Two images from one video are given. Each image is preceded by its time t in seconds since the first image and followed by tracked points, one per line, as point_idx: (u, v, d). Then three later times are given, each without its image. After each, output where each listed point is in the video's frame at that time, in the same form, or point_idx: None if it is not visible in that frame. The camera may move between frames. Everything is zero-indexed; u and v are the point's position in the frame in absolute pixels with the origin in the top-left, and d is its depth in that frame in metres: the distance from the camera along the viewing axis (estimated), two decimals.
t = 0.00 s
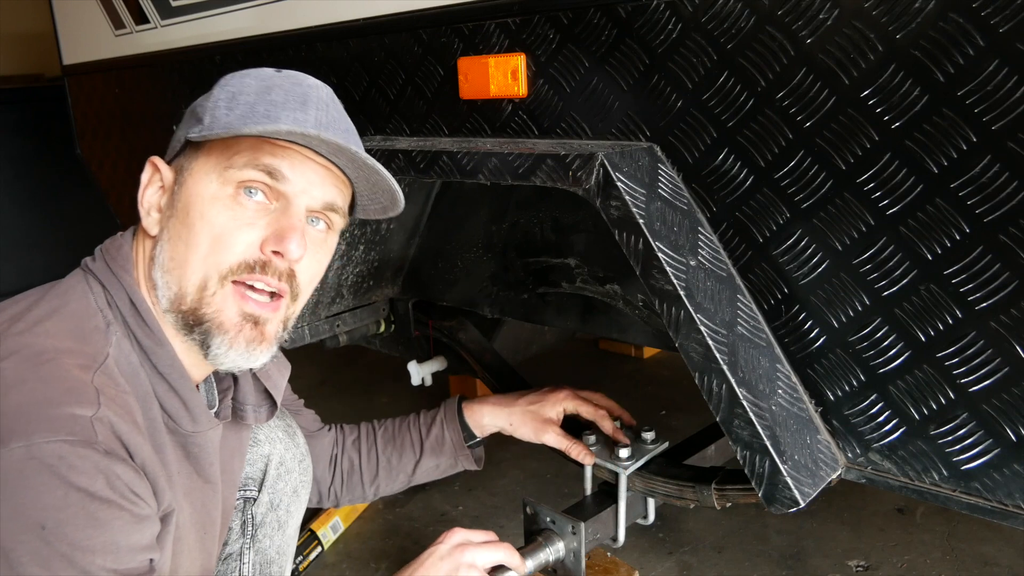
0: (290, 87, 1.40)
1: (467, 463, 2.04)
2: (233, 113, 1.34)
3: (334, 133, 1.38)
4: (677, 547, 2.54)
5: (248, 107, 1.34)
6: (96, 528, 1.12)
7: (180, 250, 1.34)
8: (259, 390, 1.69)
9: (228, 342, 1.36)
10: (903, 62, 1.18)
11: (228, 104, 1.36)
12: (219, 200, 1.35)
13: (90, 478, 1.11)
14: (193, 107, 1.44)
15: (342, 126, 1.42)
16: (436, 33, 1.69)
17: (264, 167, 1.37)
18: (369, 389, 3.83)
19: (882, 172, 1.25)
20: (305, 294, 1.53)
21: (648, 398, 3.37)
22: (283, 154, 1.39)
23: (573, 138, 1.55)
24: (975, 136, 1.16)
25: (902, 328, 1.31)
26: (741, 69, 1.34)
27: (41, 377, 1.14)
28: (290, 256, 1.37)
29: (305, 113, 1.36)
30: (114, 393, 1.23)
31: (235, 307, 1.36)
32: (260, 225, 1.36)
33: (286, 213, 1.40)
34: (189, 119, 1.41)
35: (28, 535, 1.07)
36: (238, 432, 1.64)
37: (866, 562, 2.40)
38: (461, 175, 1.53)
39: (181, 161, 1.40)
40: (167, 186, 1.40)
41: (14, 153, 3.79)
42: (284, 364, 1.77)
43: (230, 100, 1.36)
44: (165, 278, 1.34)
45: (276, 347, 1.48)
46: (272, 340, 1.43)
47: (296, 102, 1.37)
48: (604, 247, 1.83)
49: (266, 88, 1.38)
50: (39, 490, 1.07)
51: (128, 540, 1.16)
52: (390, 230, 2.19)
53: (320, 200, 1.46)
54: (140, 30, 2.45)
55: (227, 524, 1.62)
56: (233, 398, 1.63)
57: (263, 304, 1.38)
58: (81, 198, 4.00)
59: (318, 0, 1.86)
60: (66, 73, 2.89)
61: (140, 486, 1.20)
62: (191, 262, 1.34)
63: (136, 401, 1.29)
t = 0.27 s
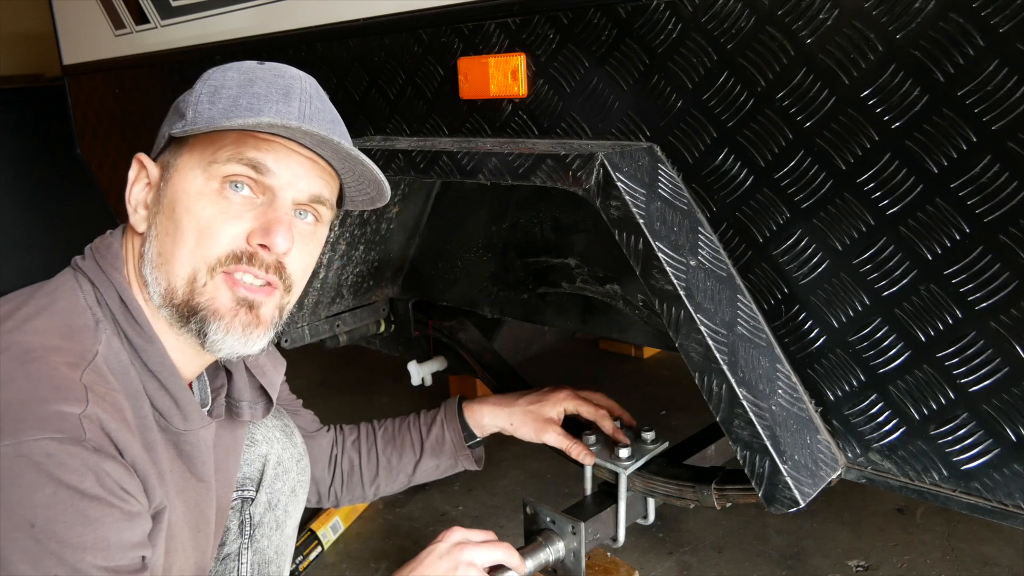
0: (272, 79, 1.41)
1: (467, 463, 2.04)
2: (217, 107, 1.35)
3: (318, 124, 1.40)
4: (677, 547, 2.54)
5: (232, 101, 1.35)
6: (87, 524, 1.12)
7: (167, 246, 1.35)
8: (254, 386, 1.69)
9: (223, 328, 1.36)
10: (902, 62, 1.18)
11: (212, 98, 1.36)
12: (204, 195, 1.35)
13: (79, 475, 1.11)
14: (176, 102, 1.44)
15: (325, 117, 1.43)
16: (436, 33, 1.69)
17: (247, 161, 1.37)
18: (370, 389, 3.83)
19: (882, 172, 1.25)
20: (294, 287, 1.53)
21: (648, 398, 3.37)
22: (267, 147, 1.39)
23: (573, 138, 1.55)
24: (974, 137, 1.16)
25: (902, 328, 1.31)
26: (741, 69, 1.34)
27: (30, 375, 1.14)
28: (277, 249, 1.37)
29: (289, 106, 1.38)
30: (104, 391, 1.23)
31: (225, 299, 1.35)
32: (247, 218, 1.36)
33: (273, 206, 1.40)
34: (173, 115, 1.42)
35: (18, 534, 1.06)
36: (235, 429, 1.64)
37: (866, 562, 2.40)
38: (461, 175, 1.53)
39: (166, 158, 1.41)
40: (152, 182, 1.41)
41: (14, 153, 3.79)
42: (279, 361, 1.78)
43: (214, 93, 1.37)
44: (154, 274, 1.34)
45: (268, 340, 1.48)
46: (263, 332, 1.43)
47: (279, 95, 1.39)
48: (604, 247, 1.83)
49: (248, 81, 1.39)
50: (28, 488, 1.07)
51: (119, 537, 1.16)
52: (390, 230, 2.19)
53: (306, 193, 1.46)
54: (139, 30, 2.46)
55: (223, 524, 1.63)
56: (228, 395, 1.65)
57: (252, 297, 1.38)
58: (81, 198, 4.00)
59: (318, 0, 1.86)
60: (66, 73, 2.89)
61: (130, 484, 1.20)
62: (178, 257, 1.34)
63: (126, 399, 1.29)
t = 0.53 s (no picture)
0: (271, 78, 1.40)
1: (468, 465, 2.04)
2: (216, 106, 1.35)
3: (318, 124, 1.40)
4: (677, 547, 2.54)
5: (232, 100, 1.35)
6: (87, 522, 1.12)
7: (169, 245, 1.35)
8: (256, 385, 1.69)
9: (228, 326, 1.37)
10: (903, 62, 1.18)
11: (212, 97, 1.36)
12: (205, 194, 1.35)
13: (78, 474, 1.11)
14: (176, 102, 1.44)
15: (325, 116, 1.43)
16: (435, 33, 1.70)
17: (248, 160, 1.37)
18: (369, 389, 3.83)
19: (882, 172, 1.25)
20: (296, 285, 1.53)
21: (648, 398, 3.37)
22: (268, 146, 1.39)
23: (573, 138, 1.55)
24: (975, 137, 1.16)
25: (902, 328, 1.31)
26: (741, 69, 1.34)
27: (29, 374, 1.14)
28: (278, 248, 1.37)
29: (289, 105, 1.38)
30: (104, 390, 1.23)
31: (227, 299, 1.36)
32: (248, 217, 1.36)
33: (274, 205, 1.40)
34: (173, 115, 1.42)
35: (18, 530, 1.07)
36: (234, 427, 1.64)
37: (866, 562, 2.40)
38: (461, 175, 1.53)
39: (166, 157, 1.41)
40: (153, 182, 1.41)
41: (14, 153, 3.79)
42: (280, 359, 1.78)
43: (213, 93, 1.37)
44: (156, 273, 1.34)
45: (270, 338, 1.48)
46: (265, 330, 1.44)
47: (279, 94, 1.38)
48: (604, 247, 1.83)
49: (248, 81, 1.39)
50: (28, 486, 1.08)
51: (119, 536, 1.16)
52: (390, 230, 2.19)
53: (307, 191, 1.46)
54: (140, 30, 2.46)
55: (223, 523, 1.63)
56: (228, 394, 1.64)
57: (254, 297, 1.39)
58: (81, 198, 4.00)
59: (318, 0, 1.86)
60: (66, 73, 2.89)
61: (130, 483, 1.20)
62: (180, 256, 1.34)
63: (125, 398, 1.29)
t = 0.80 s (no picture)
0: (269, 77, 1.40)
1: (466, 468, 2.05)
2: (214, 105, 1.35)
3: (316, 121, 1.40)
4: (677, 547, 2.54)
5: (229, 98, 1.35)
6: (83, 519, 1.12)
7: (169, 245, 1.35)
8: (257, 384, 1.69)
9: (229, 325, 1.36)
10: (903, 62, 1.18)
11: (209, 96, 1.36)
12: (204, 193, 1.35)
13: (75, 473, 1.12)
14: (175, 101, 1.44)
15: (324, 114, 1.43)
16: (436, 33, 1.70)
17: (247, 158, 1.37)
18: (370, 389, 3.83)
19: (882, 172, 1.25)
20: (295, 282, 1.53)
21: (648, 398, 3.37)
22: (266, 144, 1.39)
23: (573, 138, 1.55)
24: (975, 137, 1.16)
25: (902, 328, 1.31)
26: (741, 69, 1.34)
27: (27, 374, 1.14)
28: (277, 246, 1.37)
29: (286, 103, 1.37)
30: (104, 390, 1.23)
31: (228, 297, 1.36)
32: (247, 216, 1.36)
33: (273, 203, 1.40)
34: (171, 114, 1.42)
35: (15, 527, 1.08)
36: (235, 425, 1.65)
37: (866, 562, 2.40)
38: (461, 175, 1.53)
39: (165, 156, 1.41)
40: (152, 181, 1.41)
41: (14, 153, 3.79)
42: (280, 358, 1.77)
43: (211, 92, 1.37)
44: (156, 273, 1.34)
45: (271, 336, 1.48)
46: (266, 328, 1.43)
47: (277, 92, 1.38)
48: (604, 247, 1.83)
49: (246, 79, 1.39)
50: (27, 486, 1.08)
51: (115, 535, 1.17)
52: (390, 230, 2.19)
53: (306, 189, 1.46)
54: (140, 30, 2.45)
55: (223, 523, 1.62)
56: (228, 392, 1.65)
57: (255, 296, 1.38)
58: (81, 198, 4.00)
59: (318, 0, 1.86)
60: (66, 73, 2.89)
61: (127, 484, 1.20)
62: (180, 255, 1.34)
63: (125, 397, 1.29)
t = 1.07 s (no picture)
0: (278, 78, 1.40)
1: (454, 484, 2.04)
2: (224, 107, 1.35)
3: (326, 124, 1.40)
4: (677, 547, 2.54)
5: (239, 100, 1.35)
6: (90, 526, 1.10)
7: (179, 245, 1.35)
8: (262, 383, 1.69)
9: (236, 327, 1.37)
10: (903, 62, 1.18)
11: (219, 98, 1.36)
12: (214, 194, 1.35)
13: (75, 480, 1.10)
14: (183, 101, 1.44)
15: (332, 117, 1.43)
16: (436, 33, 1.70)
17: (256, 160, 1.37)
18: (369, 389, 3.83)
19: (882, 172, 1.25)
20: (303, 283, 1.53)
21: (648, 398, 3.37)
22: (275, 146, 1.39)
23: (573, 138, 1.55)
24: (975, 137, 1.16)
25: (902, 328, 1.31)
26: (741, 69, 1.34)
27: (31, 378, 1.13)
28: (286, 248, 1.37)
29: (295, 106, 1.37)
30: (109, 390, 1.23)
31: (238, 298, 1.36)
32: (257, 217, 1.36)
33: (282, 205, 1.40)
34: (181, 114, 1.41)
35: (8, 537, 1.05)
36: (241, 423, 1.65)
37: (866, 562, 2.40)
38: (462, 175, 1.53)
39: (173, 157, 1.41)
40: (160, 181, 1.41)
41: (14, 153, 3.79)
42: (285, 356, 1.77)
43: (220, 93, 1.37)
44: (165, 273, 1.34)
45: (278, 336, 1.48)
46: (274, 329, 1.43)
47: (286, 94, 1.38)
48: (604, 247, 1.83)
49: (255, 81, 1.39)
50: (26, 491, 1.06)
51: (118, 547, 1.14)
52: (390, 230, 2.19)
53: (314, 191, 1.46)
54: (140, 30, 2.46)
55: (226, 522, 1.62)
56: (234, 392, 1.65)
57: (263, 297, 1.39)
58: (81, 198, 4.00)
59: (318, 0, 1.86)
60: (66, 73, 2.89)
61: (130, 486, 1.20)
62: (189, 256, 1.34)
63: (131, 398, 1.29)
